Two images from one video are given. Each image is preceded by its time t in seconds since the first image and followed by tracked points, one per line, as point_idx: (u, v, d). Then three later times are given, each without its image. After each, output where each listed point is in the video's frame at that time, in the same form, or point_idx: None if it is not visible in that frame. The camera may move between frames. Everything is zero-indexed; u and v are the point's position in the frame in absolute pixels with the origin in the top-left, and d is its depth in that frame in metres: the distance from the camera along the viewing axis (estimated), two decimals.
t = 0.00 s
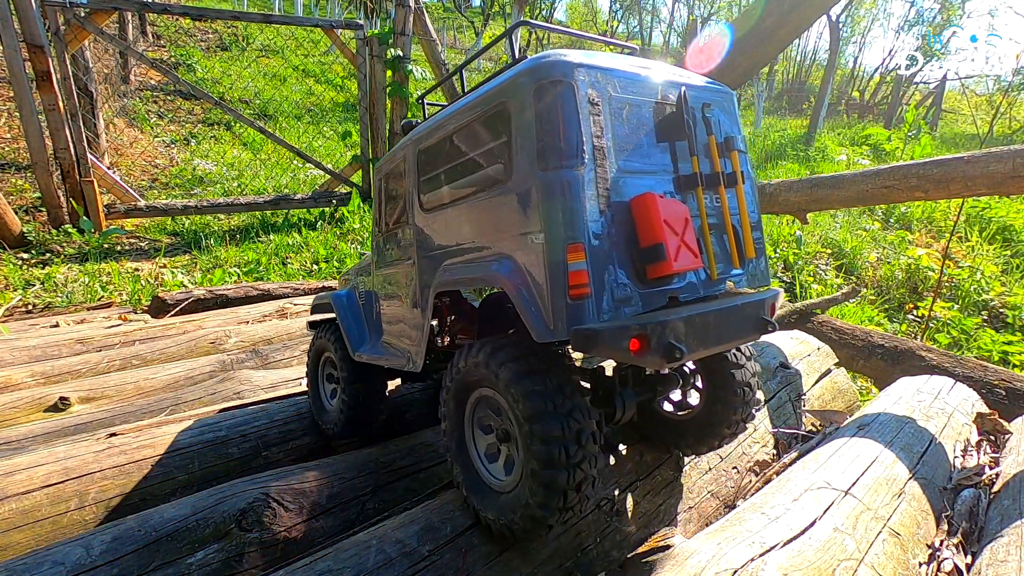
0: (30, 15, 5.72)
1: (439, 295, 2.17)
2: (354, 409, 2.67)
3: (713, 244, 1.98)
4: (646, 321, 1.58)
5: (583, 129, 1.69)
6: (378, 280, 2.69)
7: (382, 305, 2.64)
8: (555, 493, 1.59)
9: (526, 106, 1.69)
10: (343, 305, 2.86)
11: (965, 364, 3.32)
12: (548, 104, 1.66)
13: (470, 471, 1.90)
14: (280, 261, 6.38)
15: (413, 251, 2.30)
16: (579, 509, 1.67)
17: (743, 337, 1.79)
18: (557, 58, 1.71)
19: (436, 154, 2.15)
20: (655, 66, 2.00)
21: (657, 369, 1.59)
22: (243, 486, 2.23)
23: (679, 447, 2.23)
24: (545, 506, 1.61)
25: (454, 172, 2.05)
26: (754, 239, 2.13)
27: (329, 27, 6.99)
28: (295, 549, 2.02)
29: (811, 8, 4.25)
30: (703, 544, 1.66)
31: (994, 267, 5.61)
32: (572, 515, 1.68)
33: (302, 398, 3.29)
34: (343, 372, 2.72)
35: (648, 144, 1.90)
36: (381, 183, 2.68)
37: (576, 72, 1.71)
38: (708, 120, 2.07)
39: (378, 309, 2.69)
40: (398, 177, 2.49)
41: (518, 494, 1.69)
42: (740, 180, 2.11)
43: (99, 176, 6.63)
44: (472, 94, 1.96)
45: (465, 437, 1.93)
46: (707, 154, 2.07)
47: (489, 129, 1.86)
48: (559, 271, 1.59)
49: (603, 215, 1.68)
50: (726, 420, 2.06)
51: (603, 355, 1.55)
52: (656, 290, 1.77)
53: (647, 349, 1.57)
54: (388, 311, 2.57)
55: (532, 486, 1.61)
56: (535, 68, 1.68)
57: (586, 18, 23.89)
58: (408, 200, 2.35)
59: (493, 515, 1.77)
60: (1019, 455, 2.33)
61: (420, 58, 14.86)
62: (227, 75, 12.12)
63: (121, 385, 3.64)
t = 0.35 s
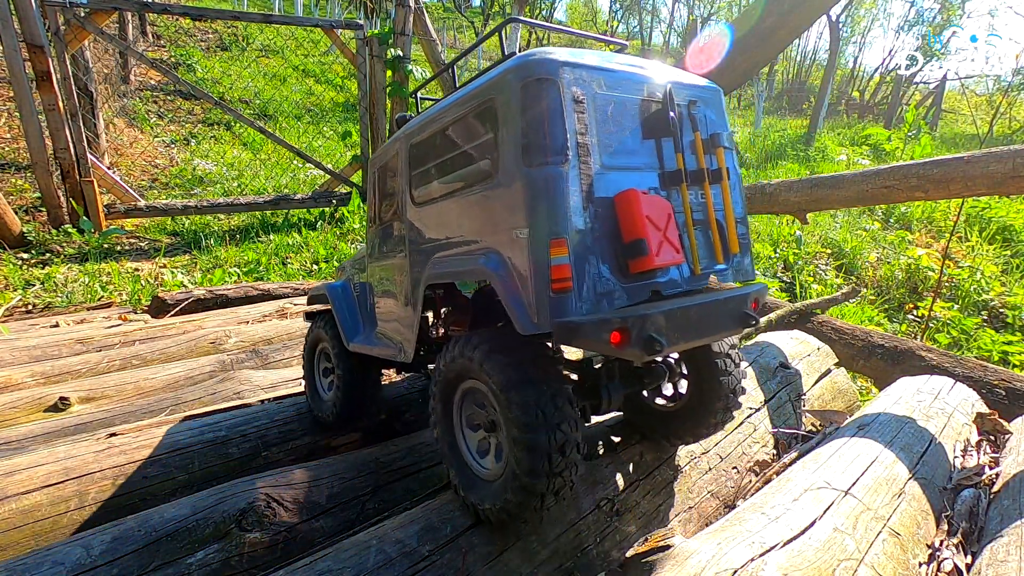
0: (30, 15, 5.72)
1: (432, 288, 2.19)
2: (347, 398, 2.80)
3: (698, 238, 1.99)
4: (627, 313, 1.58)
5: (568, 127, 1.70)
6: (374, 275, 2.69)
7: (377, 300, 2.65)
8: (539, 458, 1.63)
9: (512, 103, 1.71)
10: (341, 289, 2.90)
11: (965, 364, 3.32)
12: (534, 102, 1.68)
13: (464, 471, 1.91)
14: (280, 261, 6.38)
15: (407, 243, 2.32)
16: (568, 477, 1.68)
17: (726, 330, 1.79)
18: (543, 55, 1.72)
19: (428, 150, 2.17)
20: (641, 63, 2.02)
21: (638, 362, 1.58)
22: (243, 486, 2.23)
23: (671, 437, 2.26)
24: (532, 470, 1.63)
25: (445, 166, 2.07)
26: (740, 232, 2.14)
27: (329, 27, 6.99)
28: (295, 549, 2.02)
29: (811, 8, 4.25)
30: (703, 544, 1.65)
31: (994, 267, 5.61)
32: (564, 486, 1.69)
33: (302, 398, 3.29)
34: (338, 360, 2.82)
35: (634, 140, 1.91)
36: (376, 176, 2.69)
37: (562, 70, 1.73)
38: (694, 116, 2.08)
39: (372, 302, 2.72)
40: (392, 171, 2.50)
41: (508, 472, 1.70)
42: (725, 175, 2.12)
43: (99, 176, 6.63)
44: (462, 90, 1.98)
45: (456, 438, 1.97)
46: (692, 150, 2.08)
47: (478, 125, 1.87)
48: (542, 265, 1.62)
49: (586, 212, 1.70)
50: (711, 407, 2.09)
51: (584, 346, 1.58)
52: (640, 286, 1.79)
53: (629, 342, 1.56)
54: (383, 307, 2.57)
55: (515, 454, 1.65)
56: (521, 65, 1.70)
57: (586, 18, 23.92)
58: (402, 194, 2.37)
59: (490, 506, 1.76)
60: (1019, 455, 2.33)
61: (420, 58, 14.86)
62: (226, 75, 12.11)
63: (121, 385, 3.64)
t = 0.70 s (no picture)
0: (30, 15, 5.71)
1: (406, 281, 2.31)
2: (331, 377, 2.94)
3: (648, 235, 2.12)
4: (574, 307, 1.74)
5: (523, 133, 1.84)
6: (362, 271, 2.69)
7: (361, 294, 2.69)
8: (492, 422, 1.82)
9: (475, 111, 1.84)
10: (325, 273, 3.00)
11: (965, 363, 3.31)
12: (492, 112, 1.82)
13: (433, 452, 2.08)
14: (280, 261, 6.38)
15: (385, 236, 2.44)
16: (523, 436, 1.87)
17: (669, 322, 1.94)
18: (502, 67, 1.85)
19: (406, 149, 2.30)
20: (600, 69, 2.12)
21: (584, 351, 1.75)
22: (242, 486, 2.23)
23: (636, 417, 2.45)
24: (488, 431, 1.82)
25: (419, 165, 2.21)
26: (691, 231, 2.27)
27: (329, 26, 6.98)
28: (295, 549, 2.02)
29: (812, 7, 4.24)
30: (703, 543, 1.65)
31: (994, 267, 5.61)
32: (521, 444, 1.87)
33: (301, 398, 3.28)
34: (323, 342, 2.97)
35: (589, 143, 2.02)
36: (358, 167, 2.78)
37: (520, 80, 1.85)
38: (649, 120, 2.20)
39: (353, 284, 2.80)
40: (373, 166, 2.62)
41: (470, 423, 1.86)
42: (678, 178, 2.25)
43: (99, 177, 6.63)
44: (433, 95, 2.10)
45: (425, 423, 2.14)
46: (647, 153, 2.20)
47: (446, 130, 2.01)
48: (496, 260, 1.77)
49: (541, 212, 1.83)
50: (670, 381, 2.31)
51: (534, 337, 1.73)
52: (590, 281, 1.92)
53: (576, 333, 1.72)
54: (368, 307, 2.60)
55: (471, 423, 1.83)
56: (482, 77, 1.83)
57: (586, 17, 23.93)
58: (381, 189, 2.49)
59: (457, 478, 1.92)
60: (1019, 455, 2.33)
61: (420, 57, 14.85)
62: (226, 75, 12.10)
63: (121, 385, 3.64)
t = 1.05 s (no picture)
0: (30, 15, 5.71)
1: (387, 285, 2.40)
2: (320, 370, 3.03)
3: (610, 258, 2.20)
4: (536, 323, 1.91)
5: (498, 163, 1.94)
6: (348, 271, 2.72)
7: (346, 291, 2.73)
8: (454, 391, 1.95)
9: (453, 140, 1.94)
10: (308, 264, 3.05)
11: (965, 364, 3.31)
12: (470, 142, 1.91)
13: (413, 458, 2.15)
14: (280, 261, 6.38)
15: (366, 245, 2.51)
16: (488, 411, 1.98)
17: (624, 338, 2.12)
18: (481, 101, 1.96)
19: (388, 163, 2.38)
20: (573, 103, 2.22)
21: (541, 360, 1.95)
22: (242, 486, 2.22)
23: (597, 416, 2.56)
24: (451, 404, 1.94)
25: (399, 180, 2.29)
26: (652, 255, 2.36)
27: (329, 26, 6.99)
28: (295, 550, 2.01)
29: (812, 7, 4.23)
30: (702, 543, 1.64)
31: (994, 267, 5.61)
32: (487, 422, 1.98)
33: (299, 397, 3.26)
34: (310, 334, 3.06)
35: (558, 172, 2.11)
36: (345, 173, 2.83)
37: (496, 116, 1.96)
38: (618, 152, 2.29)
39: (337, 278, 2.86)
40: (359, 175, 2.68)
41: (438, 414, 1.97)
42: (643, 204, 2.35)
43: (99, 177, 6.64)
44: (417, 117, 2.19)
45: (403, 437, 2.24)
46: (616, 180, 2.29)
47: (427, 152, 2.10)
48: (467, 279, 1.88)
49: (511, 238, 1.95)
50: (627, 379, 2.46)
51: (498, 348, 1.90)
52: (554, 300, 2.03)
53: (535, 345, 1.92)
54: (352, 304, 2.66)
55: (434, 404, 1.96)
56: (463, 109, 1.93)
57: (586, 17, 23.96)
58: (364, 199, 2.56)
59: (437, 468, 1.99)
60: (1019, 455, 2.33)
61: (420, 57, 14.87)
62: (226, 75, 12.11)
63: (121, 385, 3.64)
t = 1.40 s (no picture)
0: (30, 15, 5.70)
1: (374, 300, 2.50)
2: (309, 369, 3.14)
3: (580, 285, 2.33)
4: (507, 350, 2.04)
5: (475, 201, 2.04)
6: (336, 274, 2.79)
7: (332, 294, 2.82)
8: (426, 403, 2.07)
9: (434, 178, 2.04)
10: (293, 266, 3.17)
11: (965, 364, 3.31)
12: (450, 182, 2.01)
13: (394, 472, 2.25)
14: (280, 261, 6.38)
15: (354, 261, 2.60)
16: (459, 419, 2.09)
17: (589, 360, 2.27)
18: (460, 143, 2.05)
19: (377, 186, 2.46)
20: (551, 139, 2.31)
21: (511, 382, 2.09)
22: (242, 486, 2.22)
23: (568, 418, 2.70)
24: (427, 410, 2.06)
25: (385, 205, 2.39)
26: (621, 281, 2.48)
27: (329, 26, 6.98)
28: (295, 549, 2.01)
29: (811, 8, 4.23)
30: (702, 542, 1.63)
31: (994, 267, 5.61)
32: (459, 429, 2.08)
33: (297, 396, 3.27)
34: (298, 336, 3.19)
35: (534, 207, 2.22)
36: (333, 187, 2.89)
37: (476, 155, 2.06)
38: (591, 186, 2.40)
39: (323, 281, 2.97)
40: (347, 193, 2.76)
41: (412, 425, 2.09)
42: (613, 234, 2.47)
43: (99, 177, 6.64)
44: (402, 147, 2.28)
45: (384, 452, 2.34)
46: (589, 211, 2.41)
47: (411, 185, 2.20)
48: (444, 309, 2.00)
49: (486, 270, 2.06)
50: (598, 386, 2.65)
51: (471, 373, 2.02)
52: (527, 325, 2.14)
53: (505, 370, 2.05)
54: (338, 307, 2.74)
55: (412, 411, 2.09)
56: (444, 149, 2.03)
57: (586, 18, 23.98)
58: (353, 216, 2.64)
59: (416, 472, 2.07)
60: (1019, 456, 2.33)
61: (420, 57, 14.89)
62: (226, 75, 12.12)
63: (121, 385, 3.64)
